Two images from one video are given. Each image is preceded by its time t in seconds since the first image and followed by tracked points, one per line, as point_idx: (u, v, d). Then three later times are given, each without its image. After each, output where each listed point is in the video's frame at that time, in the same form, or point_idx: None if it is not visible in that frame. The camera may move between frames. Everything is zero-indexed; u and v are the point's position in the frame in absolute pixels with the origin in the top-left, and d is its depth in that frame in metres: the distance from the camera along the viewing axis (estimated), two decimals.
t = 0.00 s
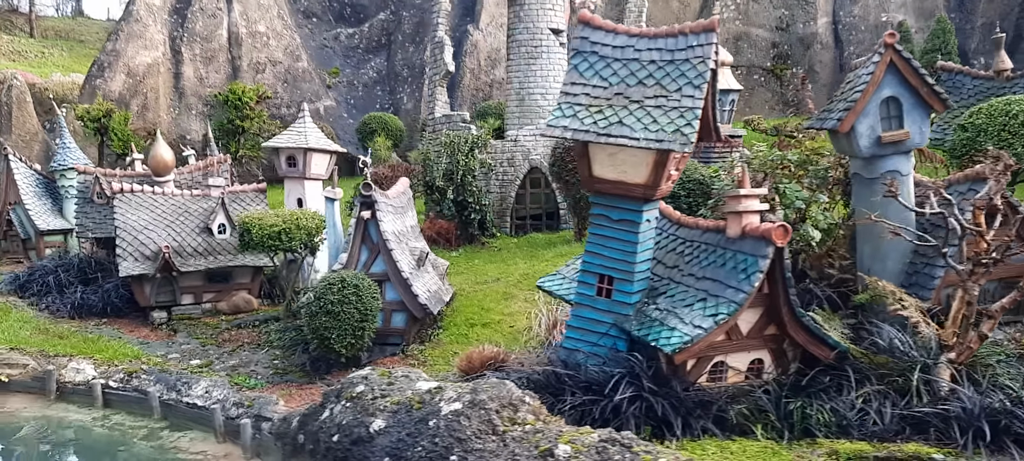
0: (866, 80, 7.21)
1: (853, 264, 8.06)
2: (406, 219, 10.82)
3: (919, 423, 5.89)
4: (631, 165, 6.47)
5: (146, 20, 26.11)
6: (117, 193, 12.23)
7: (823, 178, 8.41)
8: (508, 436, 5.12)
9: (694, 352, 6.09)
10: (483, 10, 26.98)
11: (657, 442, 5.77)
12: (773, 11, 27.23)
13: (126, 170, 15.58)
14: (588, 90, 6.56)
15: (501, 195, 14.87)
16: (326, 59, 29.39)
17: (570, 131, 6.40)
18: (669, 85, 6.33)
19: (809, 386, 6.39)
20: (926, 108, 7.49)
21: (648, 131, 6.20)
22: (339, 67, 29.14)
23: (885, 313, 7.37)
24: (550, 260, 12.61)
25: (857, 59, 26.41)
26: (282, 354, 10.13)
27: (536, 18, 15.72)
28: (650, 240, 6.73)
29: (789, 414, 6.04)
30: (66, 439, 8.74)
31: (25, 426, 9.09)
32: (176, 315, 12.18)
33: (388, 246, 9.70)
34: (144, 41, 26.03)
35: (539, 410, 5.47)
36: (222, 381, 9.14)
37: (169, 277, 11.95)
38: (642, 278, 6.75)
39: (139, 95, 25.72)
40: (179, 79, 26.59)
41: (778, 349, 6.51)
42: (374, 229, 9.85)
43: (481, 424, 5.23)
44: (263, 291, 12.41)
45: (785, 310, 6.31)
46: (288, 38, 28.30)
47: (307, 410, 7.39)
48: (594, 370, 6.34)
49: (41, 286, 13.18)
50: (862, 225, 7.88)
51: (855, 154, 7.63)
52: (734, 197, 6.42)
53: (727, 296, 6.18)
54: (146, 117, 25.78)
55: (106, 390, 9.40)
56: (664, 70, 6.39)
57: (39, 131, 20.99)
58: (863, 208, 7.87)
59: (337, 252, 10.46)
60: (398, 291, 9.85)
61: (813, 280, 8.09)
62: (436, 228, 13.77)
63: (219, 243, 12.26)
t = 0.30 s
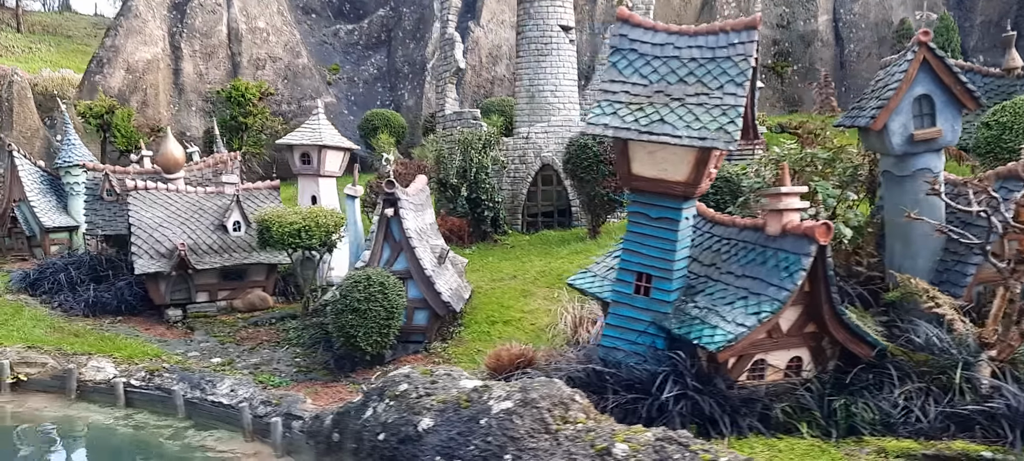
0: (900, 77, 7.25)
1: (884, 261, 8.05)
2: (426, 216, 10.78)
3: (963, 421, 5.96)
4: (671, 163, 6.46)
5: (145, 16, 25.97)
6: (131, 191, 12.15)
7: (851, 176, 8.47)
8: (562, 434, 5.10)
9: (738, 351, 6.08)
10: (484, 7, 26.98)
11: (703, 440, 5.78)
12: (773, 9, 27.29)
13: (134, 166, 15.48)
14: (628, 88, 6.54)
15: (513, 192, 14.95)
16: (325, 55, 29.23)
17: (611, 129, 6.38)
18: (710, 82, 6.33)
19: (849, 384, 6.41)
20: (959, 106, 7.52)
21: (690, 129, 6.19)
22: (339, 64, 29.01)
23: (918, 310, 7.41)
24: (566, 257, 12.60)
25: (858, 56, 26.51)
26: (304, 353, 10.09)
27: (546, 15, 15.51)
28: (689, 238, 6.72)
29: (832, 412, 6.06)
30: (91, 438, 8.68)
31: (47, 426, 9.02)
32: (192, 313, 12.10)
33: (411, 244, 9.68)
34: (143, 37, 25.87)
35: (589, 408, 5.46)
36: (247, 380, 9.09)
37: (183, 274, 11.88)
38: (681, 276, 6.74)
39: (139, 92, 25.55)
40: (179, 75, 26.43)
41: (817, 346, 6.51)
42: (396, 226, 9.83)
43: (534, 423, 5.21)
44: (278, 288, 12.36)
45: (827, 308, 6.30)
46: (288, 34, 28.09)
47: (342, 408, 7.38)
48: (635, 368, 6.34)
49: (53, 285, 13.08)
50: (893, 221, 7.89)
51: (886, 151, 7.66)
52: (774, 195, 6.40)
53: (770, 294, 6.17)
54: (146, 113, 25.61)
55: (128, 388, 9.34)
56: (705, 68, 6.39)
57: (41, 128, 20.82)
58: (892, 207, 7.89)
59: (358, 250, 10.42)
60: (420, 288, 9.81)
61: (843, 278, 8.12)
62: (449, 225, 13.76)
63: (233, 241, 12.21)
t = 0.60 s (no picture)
0: (935, 76, 7.28)
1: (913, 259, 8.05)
2: (446, 214, 10.77)
3: (1008, 418, 6.01)
4: (713, 161, 6.46)
5: (146, 11, 25.84)
6: (146, 187, 12.07)
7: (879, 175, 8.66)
8: (617, 432, 5.08)
9: (782, 348, 6.08)
10: (486, 4, 26.90)
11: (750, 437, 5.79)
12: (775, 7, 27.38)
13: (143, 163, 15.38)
14: (669, 86, 6.54)
15: (525, 189, 14.96)
16: (325, 52, 29.09)
17: (654, 127, 6.37)
18: (754, 81, 6.34)
19: (889, 383, 6.43)
20: (991, 104, 7.55)
21: (734, 127, 6.20)
22: (339, 60, 28.93)
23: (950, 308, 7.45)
24: (582, 255, 12.60)
25: (859, 55, 26.63)
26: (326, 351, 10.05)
27: (558, 12, 15.26)
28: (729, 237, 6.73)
29: (876, 410, 6.08)
30: (115, 436, 8.63)
31: (71, 424, 8.95)
32: (207, 310, 12.00)
33: (435, 241, 9.67)
34: (144, 33, 25.73)
35: (640, 406, 5.44)
36: (272, 378, 9.06)
37: (200, 272, 11.82)
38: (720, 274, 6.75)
39: (139, 87, 25.39)
40: (179, 71, 26.30)
41: (857, 345, 6.52)
42: (420, 224, 9.82)
43: (588, 421, 5.21)
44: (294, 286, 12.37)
45: (868, 306, 6.31)
46: (288, 30, 27.95)
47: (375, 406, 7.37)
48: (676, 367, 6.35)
49: (65, 282, 12.98)
50: (923, 219, 7.92)
51: (918, 150, 7.69)
52: (815, 193, 6.41)
53: (812, 292, 6.18)
54: (146, 108, 25.47)
55: (151, 386, 9.30)
56: (748, 66, 6.39)
57: (43, 124, 20.68)
58: (922, 205, 7.92)
59: (379, 248, 10.38)
60: (444, 286, 9.81)
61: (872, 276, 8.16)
62: (462, 223, 13.80)
63: (249, 238, 12.17)
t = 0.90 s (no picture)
0: (968, 75, 7.32)
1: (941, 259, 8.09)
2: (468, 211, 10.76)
3: None
4: (753, 159, 6.47)
5: (147, 8, 25.69)
6: (163, 184, 12.04)
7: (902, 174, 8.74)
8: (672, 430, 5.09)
9: (825, 346, 6.11)
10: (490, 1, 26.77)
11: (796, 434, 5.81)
12: (777, 6, 27.46)
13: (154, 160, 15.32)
14: (710, 84, 6.54)
15: (538, 187, 15.03)
16: (327, 49, 29.14)
17: (696, 125, 6.38)
18: (796, 79, 6.36)
19: (930, 380, 6.46)
20: (1022, 104, 7.59)
21: (777, 126, 6.21)
22: (341, 58, 28.84)
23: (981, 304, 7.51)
24: (599, 252, 12.55)
25: (860, 54, 26.76)
26: (349, 349, 10.06)
27: (568, 11, 15.34)
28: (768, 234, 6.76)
29: (918, 407, 6.10)
30: (142, 434, 8.60)
31: (94, 422, 8.89)
32: (224, 307, 11.98)
33: (459, 239, 9.71)
34: (145, 29, 25.57)
35: (691, 404, 5.45)
36: (299, 375, 9.05)
37: (216, 269, 11.77)
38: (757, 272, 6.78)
39: (141, 83, 25.23)
40: (181, 68, 26.15)
41: (895, 342, 6.57)
42: (444, 221, 9.85)
43: (642, 419, 5.21)
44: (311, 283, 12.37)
45: (909, 304, 6.35)
46: (290, 27, 27.86)
47: (410, 404, 7.40)
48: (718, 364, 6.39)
49: (78, 279, 12.89)
50: (951, 218, 7.97)
51: (949, 149, 7.71)
52: (856, 192, 6.42)
53: (854, 290, 6.20)
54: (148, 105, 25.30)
55: (175, 384, 9.27)
56: (790, 64, 6.42)
57: (46, 121, 20.48)
58: (951, 204, 7.96)
59: (401, 246, 10.39)
60: (468, 283, 9.83)
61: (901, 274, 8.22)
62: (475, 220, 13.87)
63: (266, 235, 12.14)
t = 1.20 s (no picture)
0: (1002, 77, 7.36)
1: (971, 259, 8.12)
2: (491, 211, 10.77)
3: None
4: (796, 160, 6.49)
5: (150, 6, 25.60)
6: (182, 183, 12.02)
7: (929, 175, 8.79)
8: (729, 432, 5.11)
9: (869, 347, 6.14)
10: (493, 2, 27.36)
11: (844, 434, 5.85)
12: (780, 7, 27.50)
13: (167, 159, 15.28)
14: (752, 86, 6.56)
15: (552, 187, 15.07)
16: (330, 48, 29.10)
17: (739, 126, 6.38)
18: (839, 81, 6.39)
19: (971, 381, 6.50)
20: None
21: (822, 127, 6.23)
22: (343, 57, 28.80)
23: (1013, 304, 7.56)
24: (616, 253, 12.61)
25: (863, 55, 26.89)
26: (374, 349, 10.06)
27: (581, 11, 15.34)
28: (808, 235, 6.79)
29: (963, 408, 6.15)
30: (172, 435, 8.59)
31: (122, 423, 8.86)
32: (243, 307, 11.95)
33: (485, 239, 9.77)
34: (148, 27, 25.46)
35: (743, 405, 5.47)
36: (328, 376, 9.06)
37: (235, 269, 11.75)
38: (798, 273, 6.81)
39: (144, 82, 25.13)
40: (184, 67, 26.05)
41: (934, 343, 6.61)
42: (470, 222, 9.89)
43: (698, 421, 5.23)
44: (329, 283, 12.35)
45: (951, 306, 6.39)
46: (293, 26, 27.80)
47: (447, 404, 7.42)
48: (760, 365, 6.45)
49: (93, 279, 12.83)
50: (982, 219, 8.01)
51: (980, 150, 7.77)
52: (898, 193, 6.47)
53: (898, 291, 6.24)
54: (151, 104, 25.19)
55: (202, 385, 9.26)
56: (833, 67, 6.44)
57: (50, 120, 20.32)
58: (983, 205, 7.99)
59: (425, 246, 10.41)
60: (494, 283, 9.85)
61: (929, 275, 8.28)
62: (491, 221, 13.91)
63: (284, 235, 12.12)
